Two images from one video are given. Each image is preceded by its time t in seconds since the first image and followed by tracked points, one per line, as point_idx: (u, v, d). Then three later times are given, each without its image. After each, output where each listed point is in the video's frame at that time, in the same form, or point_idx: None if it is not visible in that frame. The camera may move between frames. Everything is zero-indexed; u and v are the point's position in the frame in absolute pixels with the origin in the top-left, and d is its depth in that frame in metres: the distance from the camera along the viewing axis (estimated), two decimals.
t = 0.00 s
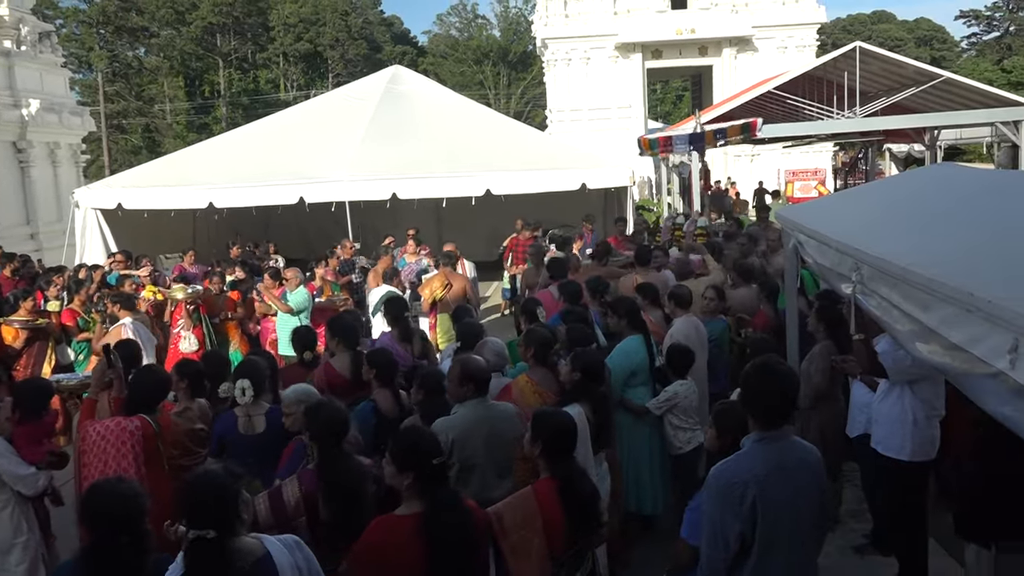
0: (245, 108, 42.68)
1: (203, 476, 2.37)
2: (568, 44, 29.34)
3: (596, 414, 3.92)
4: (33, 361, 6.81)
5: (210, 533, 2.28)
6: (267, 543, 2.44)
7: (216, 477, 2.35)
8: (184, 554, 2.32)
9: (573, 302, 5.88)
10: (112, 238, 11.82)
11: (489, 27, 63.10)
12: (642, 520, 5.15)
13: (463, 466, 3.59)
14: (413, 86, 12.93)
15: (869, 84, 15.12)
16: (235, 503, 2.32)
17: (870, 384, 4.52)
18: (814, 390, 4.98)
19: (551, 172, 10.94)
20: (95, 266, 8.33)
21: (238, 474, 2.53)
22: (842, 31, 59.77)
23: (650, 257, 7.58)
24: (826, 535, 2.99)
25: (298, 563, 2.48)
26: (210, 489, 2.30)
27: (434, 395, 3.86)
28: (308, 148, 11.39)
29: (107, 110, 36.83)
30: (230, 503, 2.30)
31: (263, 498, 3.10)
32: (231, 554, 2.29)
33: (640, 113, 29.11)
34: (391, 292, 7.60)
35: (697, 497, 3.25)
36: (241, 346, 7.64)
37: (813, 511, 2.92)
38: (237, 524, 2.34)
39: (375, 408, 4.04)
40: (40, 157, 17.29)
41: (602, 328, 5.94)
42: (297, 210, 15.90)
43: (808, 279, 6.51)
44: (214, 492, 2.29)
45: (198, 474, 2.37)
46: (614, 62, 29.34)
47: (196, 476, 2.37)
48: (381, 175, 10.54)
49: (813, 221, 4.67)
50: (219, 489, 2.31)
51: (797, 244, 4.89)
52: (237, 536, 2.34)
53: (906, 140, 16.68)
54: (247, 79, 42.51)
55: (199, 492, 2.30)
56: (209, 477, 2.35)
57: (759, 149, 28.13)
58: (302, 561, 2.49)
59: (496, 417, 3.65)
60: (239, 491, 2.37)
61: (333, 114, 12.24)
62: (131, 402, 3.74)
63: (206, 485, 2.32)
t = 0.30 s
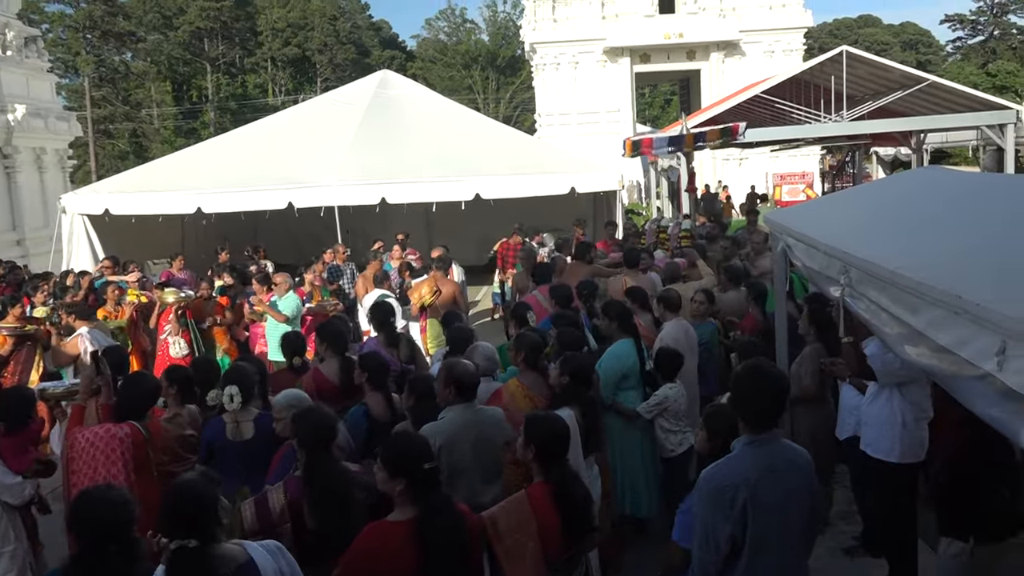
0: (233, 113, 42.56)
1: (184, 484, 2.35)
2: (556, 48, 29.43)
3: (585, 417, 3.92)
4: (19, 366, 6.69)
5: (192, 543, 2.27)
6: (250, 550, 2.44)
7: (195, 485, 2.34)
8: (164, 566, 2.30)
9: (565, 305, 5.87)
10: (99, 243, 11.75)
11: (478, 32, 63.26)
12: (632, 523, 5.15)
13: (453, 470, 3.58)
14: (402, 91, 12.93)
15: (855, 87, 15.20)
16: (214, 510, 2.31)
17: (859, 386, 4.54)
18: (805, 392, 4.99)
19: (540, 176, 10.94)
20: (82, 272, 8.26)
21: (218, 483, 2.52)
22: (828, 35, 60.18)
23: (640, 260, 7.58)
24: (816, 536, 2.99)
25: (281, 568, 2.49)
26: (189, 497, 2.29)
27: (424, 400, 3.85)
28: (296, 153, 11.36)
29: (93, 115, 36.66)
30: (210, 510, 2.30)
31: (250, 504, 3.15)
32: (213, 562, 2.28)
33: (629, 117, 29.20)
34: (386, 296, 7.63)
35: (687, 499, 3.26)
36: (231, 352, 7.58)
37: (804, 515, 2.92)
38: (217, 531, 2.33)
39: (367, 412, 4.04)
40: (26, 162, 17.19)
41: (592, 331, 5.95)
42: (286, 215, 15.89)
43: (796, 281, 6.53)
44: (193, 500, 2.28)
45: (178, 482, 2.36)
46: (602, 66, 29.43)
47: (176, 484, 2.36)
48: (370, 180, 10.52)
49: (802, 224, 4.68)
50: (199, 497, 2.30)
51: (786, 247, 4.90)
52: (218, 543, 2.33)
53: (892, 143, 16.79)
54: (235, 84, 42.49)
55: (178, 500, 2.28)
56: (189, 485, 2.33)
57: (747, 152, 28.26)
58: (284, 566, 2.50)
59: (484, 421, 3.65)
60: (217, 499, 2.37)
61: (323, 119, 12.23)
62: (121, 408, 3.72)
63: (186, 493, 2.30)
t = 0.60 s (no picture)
0: (226, 118, 42.47)
1: (161, 493, 2.35)
2: (549, 53, 29.49)
3: (579, 421, 3.92)
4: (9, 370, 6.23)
5: (173, 550, 2.26)
6: (231, 554, 2.45)
7: (169, 494, 2.33)
8: None
9: (559, 310, 5.87)
10: (91, 248, 11.71)
11: (471, 37, 63.32)
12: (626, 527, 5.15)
13: (445, 474, 3.57)
14: (395, 96, 12.94)
15: (847, 91, 15.24)
16: (192, 517, 2.30)
17: (852, 390, 4.55)
18: (799, 396, 4.99)
19: (533, 181, 10.95)
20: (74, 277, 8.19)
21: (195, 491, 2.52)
22: (819, 39, 60.42)
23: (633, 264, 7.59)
24: (811, 539, 2.99)
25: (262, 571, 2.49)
26: (164, 505, 2.28)
27: (417, 405, 3.85)
28: (289, 158, 11.34)
29: (86, 120, 36.54)
30: (187, 517, 2.29)
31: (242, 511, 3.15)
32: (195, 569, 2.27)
33: (622, 121, 29.25)
34: (387, 299, 7.61)
35: (683, 504, 3.28)
36: (224, 356, 7.58)
37: (797, 518, 2.93)
38: (196, 538, 2.32)
39: (362, 416, 4.03)
40: (17, 168, 17.14)
41: (586, 335, 5.94)
42: (278, 220, 15.87)
43: (790, 284, 6.54)
44: (169, 507, 2.28)
45: (150, 493, 2.35)
46: (595, 71, 29.49)
47: (148, 494, 2.34)
48: (363, 184, 10.50)
49: (796, 227, 4.68)
50: (175, 505, 2.29)
51: (779, 250, 4.90)
52: (199, 548, 2.32)
53: (884, 147, 16.84)
54: (227, 89, 42.47)
55: (155, 508, 2.27)
56: (165, 493, 2.33)
57: (739, 156, 28.34)
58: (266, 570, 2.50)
59: (477, 425, 3.64)
60: (194, 506, 2.36)
61: (316, 123, 12.23)
62: (113, 414, 3.72)
63: (162, 501, 2.29)
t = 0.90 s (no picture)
0: (224, 120, 42.46)
1: (145, 498, 2.29)
2: (548, 55, 29.50)
3: (579, 424, 3.92)
4: None
5: (159, 557, 2.20)
6: (217, 559, 2.41)
7: (153, 500, 2.28)
8: None
9: (559, 312, 5.86)
10: (90, 250, 11.69)
11: (470, 39, 63.34)
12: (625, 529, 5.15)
13: (445, 477, 3.57)
14: (395, 97, 12.94)
15: (846, 93, 15.25)
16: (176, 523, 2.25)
17: (852, 391, 4.55)
18: (800, 397, 4.99)
19: (532, 183, 10.95)
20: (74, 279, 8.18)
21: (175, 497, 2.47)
22: (817, 40, 60.46)
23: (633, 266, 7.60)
24: (812, 541, 2.99)
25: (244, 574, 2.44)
26: (150, 510, 2.23)
27: (418, 408, 3.85)
28: (289, 160, 11.33)
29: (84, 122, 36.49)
30: (173, 524, 2.24)
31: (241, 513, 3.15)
32: None
33: (621, 123, 29.28)
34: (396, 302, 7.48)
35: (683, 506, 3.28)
36: (224, 359, 7.53)
37: (798, 520, 2.92)
38: (180, 544, 2.26)
39: (362, 418, 4.02)
40: (16, 170, 17.13)
41: (587, 337, 5.95)
42: (278, 222, 15.88)
43: (789, 285, 6.55)
44: (155, 513, 2.22)
45: (133, 499, 2.30)
46: (594, 73, 29.51)
47: (133, 499, 2.30)
48: (362, 186, 10.48)
49: (796, 229, 4.67)
50: (160, 511, 2.24)
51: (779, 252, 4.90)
52: (183, 553, 2.27)
53: (884, 148, 16.84)
54: (226, 91, 42.49)
55: (141, 515, 2.21)
56: (148, 499, 2.28)
57: (739, 158, 28.37)
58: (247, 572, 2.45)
59: (477, 427, 3.63)
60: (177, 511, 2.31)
61: (315, 126, 12.23)
62: (112, 416, 3.71)
63: (147, 507, 2.24)
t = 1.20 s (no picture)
0: (228, 118, 42.47)
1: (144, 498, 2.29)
2: (552, 54, 29.47)
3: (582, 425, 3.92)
4: None
5: (157, 557, 2.20)
6: (212, 559, 2.43)
7: (152, 498, 2.28)
8: None
9: (562, 311, 5.85)
10: (94, 248, 11.70)
11: (473, 37, 63.34)
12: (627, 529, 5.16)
13: (447, 476, 3.57)
14: (398, 96, 12.93)
15: (850, 93, 15.21)
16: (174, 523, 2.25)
17: (856, 392, 4.55)
18: (803, 399, 4.98)
19: (536, 182, 10.95)
20: (77, 277, 8.19)
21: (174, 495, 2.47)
22: (821, 39, 60.40)
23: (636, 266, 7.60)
24: (815, 542, 2.99)
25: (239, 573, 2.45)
26: (148, 510, 2.22)
27: (421, 407, 3.85)
28: (293, 158, 11.34)
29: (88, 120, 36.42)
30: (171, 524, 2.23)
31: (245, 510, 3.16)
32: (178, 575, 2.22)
33: (625, 123, 29.27)
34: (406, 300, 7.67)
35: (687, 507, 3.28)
36: (227, 358, 7.45)
37: (801, 522, 2.91)
38: (176, 544, 2.26)
39: (363, 417, 4.01)
40: (20, 167, 17.15)
41: (591, 336, 5.94)
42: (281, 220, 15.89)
43: (792, 285, 6.54)
44: (154, 512, 2.22)
45: (132, 496, 2.29)
46: (597, 72, 29.49)
47: (130, 497, 2.30)
48: (366, 185, 10.48)
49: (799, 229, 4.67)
50: (159, 511, 2.24)
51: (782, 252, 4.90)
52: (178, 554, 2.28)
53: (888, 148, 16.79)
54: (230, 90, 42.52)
55: (139, 515, 2.20)
56: (147, 499, 2.27)
57: (742, 158, 28.34)
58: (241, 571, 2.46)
59: (479, 427, 3.62)
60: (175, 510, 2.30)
61: (319, 125, 12.22)
62: (116, 413, 3.72)
63: (146, 507, 2.23)
